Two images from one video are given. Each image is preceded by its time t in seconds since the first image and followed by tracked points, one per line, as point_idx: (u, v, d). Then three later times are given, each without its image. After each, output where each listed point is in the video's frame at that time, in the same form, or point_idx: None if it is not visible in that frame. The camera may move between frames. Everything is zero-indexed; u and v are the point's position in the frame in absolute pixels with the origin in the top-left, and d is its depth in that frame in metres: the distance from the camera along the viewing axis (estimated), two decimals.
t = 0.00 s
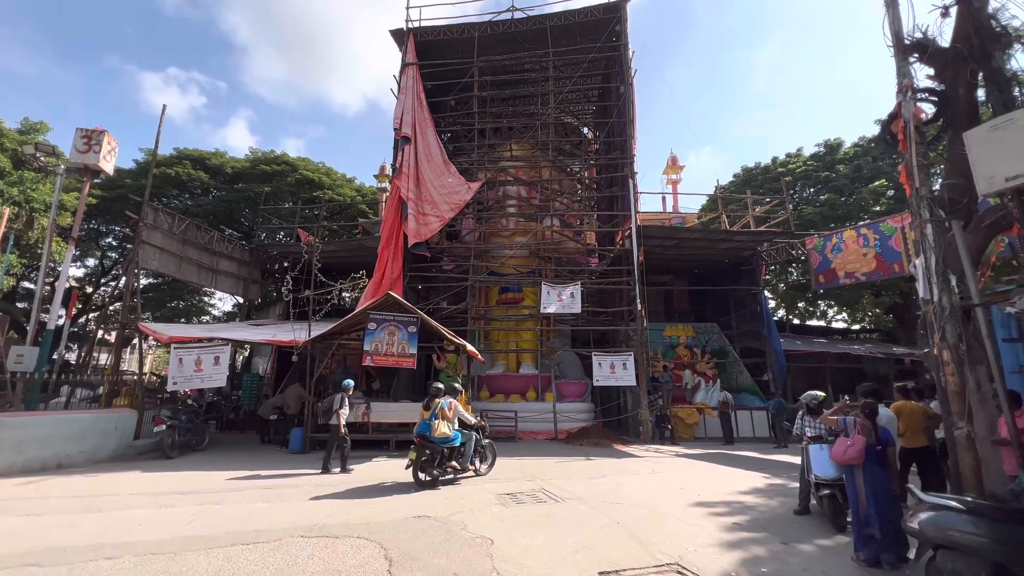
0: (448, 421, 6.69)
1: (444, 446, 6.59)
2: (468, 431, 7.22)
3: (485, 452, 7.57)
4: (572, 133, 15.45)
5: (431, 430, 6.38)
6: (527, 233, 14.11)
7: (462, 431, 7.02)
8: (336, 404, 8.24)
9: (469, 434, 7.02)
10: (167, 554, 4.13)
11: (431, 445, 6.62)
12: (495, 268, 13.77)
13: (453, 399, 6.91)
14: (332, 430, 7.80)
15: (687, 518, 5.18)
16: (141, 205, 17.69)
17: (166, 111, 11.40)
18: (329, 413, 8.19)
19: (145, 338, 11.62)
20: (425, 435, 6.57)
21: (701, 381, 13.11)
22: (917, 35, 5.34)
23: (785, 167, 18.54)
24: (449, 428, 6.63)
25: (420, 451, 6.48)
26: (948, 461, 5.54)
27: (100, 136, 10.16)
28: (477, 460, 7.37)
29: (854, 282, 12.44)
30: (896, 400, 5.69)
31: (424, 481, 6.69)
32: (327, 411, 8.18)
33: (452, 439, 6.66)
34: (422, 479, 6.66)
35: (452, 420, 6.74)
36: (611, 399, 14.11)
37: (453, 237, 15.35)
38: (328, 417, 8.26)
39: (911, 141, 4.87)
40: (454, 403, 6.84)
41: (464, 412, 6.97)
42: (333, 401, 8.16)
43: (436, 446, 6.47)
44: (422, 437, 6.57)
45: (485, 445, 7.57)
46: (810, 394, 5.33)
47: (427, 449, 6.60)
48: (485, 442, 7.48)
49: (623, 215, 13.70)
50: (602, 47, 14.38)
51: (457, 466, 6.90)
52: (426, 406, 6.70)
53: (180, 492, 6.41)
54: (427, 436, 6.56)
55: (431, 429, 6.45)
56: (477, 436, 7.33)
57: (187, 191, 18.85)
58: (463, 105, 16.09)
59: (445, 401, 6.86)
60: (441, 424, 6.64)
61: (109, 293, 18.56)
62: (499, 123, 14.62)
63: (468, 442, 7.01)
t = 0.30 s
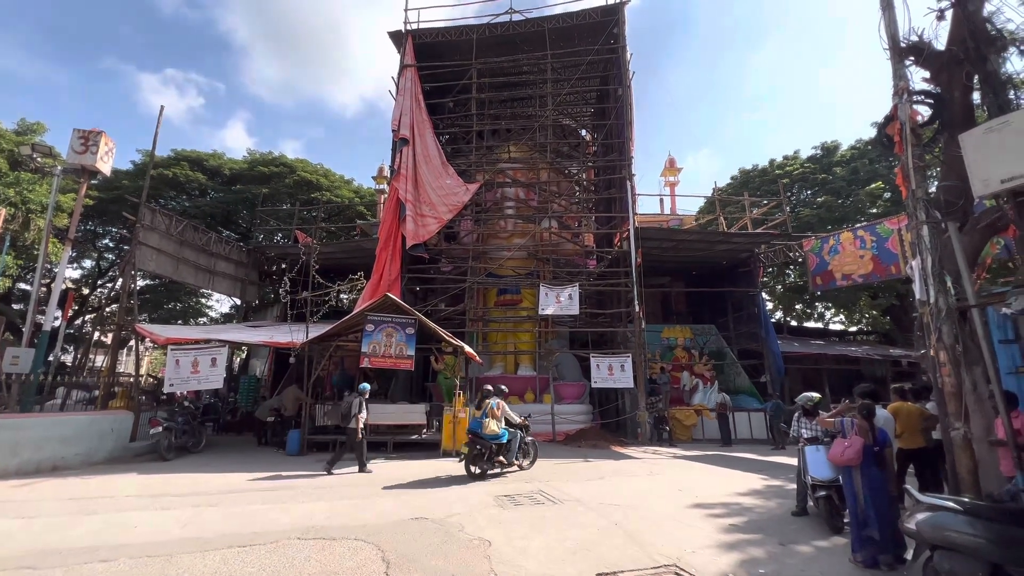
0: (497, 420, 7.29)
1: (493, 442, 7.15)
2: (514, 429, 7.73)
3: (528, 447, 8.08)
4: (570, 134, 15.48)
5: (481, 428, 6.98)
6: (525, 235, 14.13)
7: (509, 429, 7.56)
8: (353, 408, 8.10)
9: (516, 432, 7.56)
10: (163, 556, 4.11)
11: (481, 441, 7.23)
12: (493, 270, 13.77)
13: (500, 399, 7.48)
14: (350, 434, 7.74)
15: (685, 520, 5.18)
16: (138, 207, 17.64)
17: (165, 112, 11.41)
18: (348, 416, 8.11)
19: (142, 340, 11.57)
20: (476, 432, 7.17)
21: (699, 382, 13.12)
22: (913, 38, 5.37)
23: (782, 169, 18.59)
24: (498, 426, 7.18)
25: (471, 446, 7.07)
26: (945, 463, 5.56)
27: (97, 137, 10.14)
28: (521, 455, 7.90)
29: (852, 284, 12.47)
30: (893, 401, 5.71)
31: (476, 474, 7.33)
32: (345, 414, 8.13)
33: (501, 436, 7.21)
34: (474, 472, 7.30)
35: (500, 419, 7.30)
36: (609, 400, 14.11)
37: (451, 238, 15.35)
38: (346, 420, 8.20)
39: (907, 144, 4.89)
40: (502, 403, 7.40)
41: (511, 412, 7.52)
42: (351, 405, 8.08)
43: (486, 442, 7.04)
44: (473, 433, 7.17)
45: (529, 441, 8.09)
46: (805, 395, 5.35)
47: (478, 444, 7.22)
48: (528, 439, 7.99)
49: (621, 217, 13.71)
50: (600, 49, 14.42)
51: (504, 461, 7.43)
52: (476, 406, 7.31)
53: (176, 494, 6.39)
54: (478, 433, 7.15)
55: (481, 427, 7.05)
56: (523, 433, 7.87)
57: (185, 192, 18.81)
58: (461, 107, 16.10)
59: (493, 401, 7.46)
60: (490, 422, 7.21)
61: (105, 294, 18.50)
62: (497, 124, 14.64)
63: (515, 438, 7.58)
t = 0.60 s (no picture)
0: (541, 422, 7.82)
1: (536, 442, 7.71)
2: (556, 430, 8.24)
3: (570, 447, 8.58)
4: (568, 139, 15.51)
5: (525, 428, 7.56)
6: (523, 239, 14.16)
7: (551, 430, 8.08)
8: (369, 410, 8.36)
9: (558, 433, 8.07)
10: (158, 562, 4.09)
11: (525, 440, 7.79)
12: (491, 273, 13.78)
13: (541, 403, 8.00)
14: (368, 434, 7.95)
15: (682, 523, 5.18)
16: (134, 210, 17.60)
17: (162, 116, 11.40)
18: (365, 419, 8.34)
19: (137, 343, 11.51)
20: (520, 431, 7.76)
21: (696, 386, 13.13)
22: (906, 44, 5.42)
23: (778, 173, 18.67)
24: (541, 427, 7.73)
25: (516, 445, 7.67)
26: (941, 466, 5.58)
27: (93, 140, 10.12)
28: (562, 454, 8.45)
29: (847, 288, 12.53)
30: (889, 404, 5.73)
31: (521, 470, 7.92)
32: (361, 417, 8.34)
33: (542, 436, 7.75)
34: (519, 468, 7.90)
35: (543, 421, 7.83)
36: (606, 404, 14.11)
37: (448, 242, 15.35)
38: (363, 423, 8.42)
39: (902, 148, 4.93)
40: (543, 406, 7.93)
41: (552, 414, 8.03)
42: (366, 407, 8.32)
43: (529, 441, 7.62)
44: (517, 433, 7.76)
45: (569, 441, 8.55)
46: (800, 399, 5.40)
47: (522, 444, 7.77)
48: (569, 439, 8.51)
49: (618, 220, 13.74)
50: (597, 54, 14.49)
51: (546, 459, 7.99)
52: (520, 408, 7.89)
53: (171, 499, 6.35)
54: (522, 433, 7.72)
55: (525, 427, 7.64)
56: (564, 434, 8.36)
57: (181, 196, 18.76)
58: (459, 111, 16.14)
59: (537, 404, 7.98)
60: (534, 424, 7.77)
61: (101, 298, 18.42)
62: (494, 129, 14.68)
63: (557, 439, 8.10)
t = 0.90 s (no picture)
0: (581, 425, 8.30)
1: (576, 444, 8.19)
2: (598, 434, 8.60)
3: (612, 450, 8.89)
4: (564, 145, 15.57)
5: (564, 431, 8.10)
6: (519, 244, 14.17)
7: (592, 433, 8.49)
8: (385, 417, 8.57)
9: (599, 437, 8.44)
10: (149, 570, 4.04)
11: (567, 442, 8.31)
12: (487, 279, 13.78)
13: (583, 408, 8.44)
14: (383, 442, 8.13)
15: (678, 530, 5.17)
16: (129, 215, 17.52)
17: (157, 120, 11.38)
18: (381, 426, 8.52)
19: (130, 348, 11.43)
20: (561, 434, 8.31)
21: (692, 392, 13.19)
22: (899, 53, 5.47)
23: (773, 180, 18.78)
24: (580, 430, 8.19)
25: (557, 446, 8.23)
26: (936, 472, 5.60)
27: (89, 144, 10.08)
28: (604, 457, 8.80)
29: (842, 293, 12.59)
30: (884, 410, 5.75)
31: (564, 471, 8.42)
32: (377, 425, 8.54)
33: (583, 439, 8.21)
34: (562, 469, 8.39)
35: (583, 424, 8.28)
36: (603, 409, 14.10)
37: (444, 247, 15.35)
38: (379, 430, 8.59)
39: (894, 155, 4.96)
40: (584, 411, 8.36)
41: (593, 419, 8.42)
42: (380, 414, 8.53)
43: (568, 444, 8.13)
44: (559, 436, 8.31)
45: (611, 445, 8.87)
46: (793, 404, 5.34)
47: (564, 445, 8.31)
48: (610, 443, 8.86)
49: (614, 226, 13.77)
50: (593, 61, 14.57)
51: (587, 461, 8.40)
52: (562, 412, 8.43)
53: (163, 506, 6.28)
54: (563, 436, 8.27)
55: (564, 430, 8.17)
56: (605, 438, 8.70)
57: (177, 200, 18.70)
58: (455, 117, 16.19)
59: (577, 408, 8.44)
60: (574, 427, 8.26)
61: (94, 303, 18.30)
62: (491, 134, 14.73)
63: (598, 443, 8.47)
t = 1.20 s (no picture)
0: (620, 428, 8.71)
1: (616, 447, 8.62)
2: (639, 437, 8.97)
3: (654, 453, 9.17)
4: (561, 149, 15.61)
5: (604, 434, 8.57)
6: (516, 248, 14.20)
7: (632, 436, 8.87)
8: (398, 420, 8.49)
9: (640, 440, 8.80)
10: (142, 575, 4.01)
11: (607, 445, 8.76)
12: (484, 282, 13.80)
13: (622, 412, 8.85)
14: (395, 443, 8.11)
15: (674, 534, 5.16)
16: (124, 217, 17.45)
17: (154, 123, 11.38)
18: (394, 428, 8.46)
19: (125, 351, 11.36)
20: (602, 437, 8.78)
21: (689, 396, 13.11)
22: (893, 60, 5.52)
23: (769, 185, 18.87)
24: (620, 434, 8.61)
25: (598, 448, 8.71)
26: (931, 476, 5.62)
27: (85, 146, 10.05)
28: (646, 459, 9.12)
29: (838, 298, 12.64)
30: (880, 414, 5.75)
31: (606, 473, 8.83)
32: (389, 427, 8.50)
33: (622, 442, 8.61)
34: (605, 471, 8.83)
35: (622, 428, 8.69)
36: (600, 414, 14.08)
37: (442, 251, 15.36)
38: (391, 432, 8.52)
39: (889, 161, 5.00)
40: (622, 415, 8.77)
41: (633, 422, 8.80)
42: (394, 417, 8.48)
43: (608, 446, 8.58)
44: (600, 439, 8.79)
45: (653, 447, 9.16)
46: (785, 407, 5.08)
47: (605, 448, 8.77)
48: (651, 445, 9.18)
49: (611, 230, 13.81)
50: (590, 66, 14.64)
51: (628, 463, 8.79)
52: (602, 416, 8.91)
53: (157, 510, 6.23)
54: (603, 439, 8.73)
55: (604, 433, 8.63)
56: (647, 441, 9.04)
57: (173, 203, 18.64)
58: (453, 121, 16.23)
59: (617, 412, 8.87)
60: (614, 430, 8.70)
61: (89, 306, 18.20)
62: (489, 139, 14.76)
63: (638, 445, 8.83)
